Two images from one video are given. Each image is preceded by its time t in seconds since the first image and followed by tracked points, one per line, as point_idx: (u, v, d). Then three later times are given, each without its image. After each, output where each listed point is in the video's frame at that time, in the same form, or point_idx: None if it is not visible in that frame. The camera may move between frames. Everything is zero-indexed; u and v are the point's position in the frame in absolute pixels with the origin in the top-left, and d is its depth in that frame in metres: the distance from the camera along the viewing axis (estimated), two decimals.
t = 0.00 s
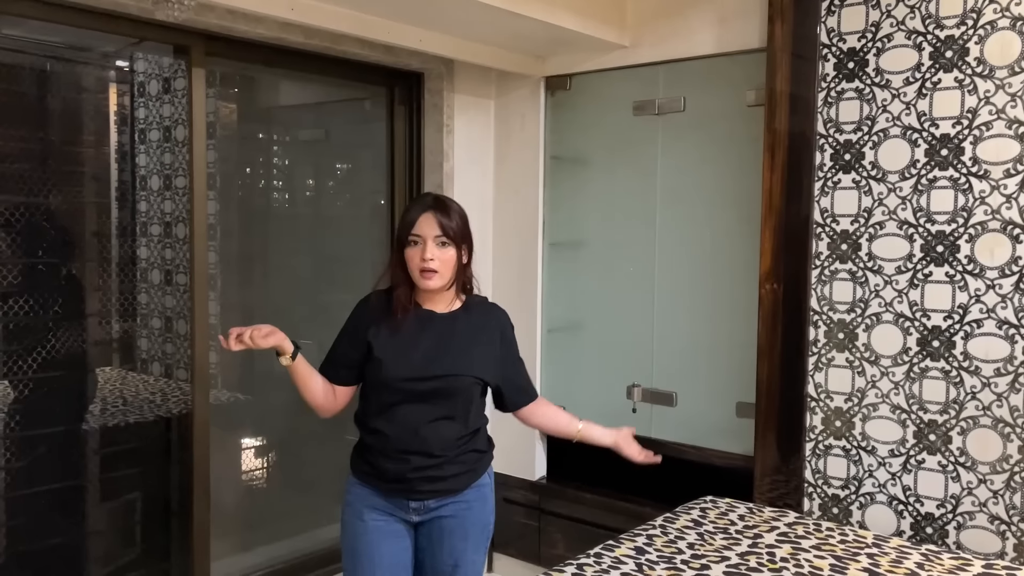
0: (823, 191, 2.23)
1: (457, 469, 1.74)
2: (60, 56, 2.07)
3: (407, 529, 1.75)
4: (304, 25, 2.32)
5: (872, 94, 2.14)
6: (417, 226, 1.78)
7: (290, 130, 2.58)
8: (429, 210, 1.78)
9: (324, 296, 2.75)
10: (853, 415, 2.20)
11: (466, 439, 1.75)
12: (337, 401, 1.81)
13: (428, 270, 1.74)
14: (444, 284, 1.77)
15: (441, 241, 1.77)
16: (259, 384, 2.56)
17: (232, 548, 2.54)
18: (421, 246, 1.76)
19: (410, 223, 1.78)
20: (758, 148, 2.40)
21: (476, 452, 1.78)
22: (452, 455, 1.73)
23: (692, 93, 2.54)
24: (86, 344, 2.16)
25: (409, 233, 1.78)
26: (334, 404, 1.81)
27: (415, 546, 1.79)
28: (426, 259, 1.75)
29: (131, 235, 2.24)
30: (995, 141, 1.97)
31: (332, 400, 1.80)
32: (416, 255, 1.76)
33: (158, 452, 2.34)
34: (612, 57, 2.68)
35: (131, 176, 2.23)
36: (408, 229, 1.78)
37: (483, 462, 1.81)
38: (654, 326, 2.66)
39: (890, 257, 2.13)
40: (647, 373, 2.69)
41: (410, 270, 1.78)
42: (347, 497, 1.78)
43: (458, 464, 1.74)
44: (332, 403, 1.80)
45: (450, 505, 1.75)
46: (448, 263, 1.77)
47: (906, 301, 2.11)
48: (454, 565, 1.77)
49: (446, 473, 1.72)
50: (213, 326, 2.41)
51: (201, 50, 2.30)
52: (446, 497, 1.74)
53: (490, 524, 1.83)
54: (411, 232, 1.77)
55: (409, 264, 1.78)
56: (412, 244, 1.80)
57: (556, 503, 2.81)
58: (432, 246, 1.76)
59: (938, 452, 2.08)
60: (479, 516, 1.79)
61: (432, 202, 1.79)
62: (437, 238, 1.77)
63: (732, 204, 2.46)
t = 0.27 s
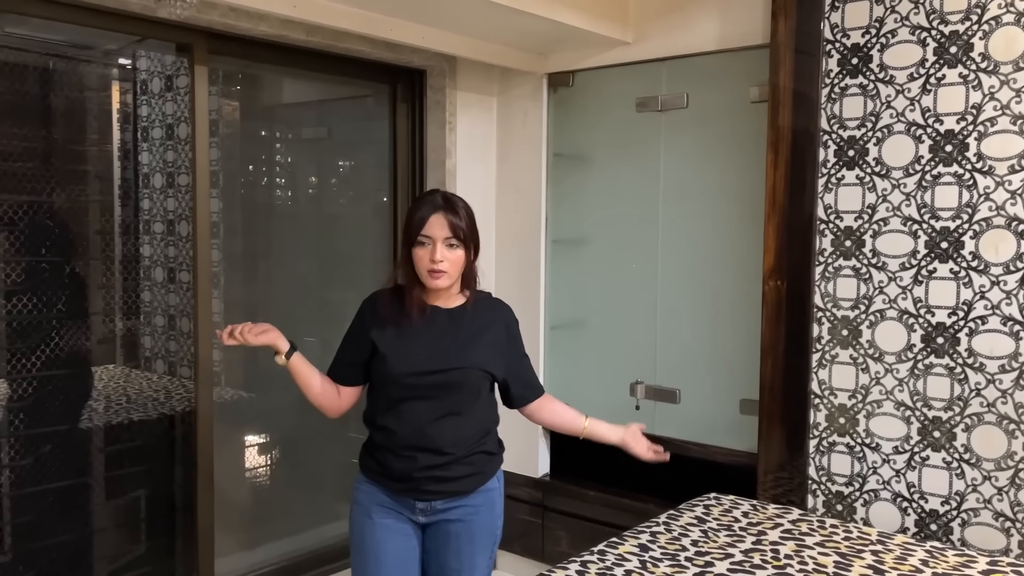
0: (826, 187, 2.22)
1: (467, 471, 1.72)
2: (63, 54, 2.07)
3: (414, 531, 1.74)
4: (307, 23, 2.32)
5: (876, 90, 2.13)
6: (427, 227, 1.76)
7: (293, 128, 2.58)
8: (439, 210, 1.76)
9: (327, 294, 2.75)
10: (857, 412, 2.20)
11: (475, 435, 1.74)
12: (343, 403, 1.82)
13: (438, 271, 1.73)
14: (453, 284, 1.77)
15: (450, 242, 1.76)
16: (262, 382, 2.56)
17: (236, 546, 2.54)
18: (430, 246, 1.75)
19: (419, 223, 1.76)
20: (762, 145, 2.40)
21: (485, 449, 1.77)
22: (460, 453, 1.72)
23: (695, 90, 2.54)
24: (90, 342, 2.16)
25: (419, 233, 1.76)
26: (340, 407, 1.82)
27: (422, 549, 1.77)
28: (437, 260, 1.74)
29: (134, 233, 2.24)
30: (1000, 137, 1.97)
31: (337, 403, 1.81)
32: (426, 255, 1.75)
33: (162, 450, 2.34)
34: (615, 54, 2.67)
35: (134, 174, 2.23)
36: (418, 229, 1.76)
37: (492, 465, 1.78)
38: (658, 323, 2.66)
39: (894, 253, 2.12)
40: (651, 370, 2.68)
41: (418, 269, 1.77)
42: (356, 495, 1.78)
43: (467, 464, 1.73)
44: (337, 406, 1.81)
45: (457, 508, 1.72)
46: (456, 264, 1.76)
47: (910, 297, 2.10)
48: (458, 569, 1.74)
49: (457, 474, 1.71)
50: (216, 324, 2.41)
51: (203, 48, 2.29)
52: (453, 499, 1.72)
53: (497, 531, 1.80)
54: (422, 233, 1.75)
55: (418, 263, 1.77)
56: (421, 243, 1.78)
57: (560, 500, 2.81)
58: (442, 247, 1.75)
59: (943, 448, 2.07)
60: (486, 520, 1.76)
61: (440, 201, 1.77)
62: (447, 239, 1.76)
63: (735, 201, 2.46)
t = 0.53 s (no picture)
0: (832, 182, 2.21)
1: (478, 472, 1.73)
2: (67, 51, 2.07)
3: (425, 536, 1.74)
4: (311, 19, 2.31)
5: (883, 84, 2.12)
6: (416, 220, 1.77)
7: (297, 125, 2.58)
8: (429, 204, 1.77)
9: (332, 290, 2.74)
10: (863, 408, 2.19)
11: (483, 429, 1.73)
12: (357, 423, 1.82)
13: (426, 262, 1.74)
14: (444, 276, 1.76)
15: (440, 233, 1.76)
16: (267, 379, 2.56)
17: (242, 542, 2.54)
18: (420, 239, 1.76)
19: (410, 217, 1.77)
20: (767, 140, 2.39)
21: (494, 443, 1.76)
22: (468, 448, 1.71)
23: (701, 85, 2.53)
24: (95, 339, 2.16)
25: (409, 226, 1.77)
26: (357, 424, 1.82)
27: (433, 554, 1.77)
28: (426, 252, 1.74)
29: (139, 230, 2.24)
30: (1008, 132, 1.95)
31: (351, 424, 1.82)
32: (416, 248, 1.76)
33: (167, 447, 2.34)
34: (620, 49, 2.66)
35: (138, 171, 2.23)
36: (408, 222, 1.77)
37: (504, 466, 1.79)
38: (663, 319, 2.65)
39: (901, 249, 2.11)
40: (656, 367, 2.68)
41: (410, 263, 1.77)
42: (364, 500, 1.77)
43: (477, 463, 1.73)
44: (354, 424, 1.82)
45: (469, 512, 1.73)
46: (446, 255, 1.76)
47: (917, 293, 2.09)
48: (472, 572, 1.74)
49: (468, 475, 1.71)
50: (220, 321, 2.41)
51: (207, 43, 2.29)
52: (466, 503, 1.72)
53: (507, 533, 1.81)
54: (411, 226, 1.77)
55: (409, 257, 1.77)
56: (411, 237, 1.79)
57: (565, 496, 2.81)
58: (431, 238, 1.75)
59: (950, 445, 2.07)
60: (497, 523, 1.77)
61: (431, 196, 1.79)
62: (436, 231, 1.76)
63: (740, 197, 2.45)
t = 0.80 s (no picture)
0: (842, 178, 2.20)
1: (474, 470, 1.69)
2: (72, 47, 2.06)
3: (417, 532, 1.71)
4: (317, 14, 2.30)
5: (893, 79, 2.11)
6: (405, 214, 1.75)
7: (302, 121, 2.57)
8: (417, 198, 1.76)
9: (338, 287, 2.74)
10: (874, 405, 2.18)
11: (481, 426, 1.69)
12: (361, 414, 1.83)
13: (414, 255, 1.71)
14: (433, 270, 1.73)
15: (428, 227, 1.74)
16: (273, 376, 2.56)
17: (248, 539, 2.54)
18: (408, 233, 1.74)
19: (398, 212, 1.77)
20: (776, 135, 2.37)
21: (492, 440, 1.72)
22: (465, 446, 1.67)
23: (709, 80, 2.51)
24: (100, 336, 2.16)
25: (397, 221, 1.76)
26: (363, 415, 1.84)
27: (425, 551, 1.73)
28: (414, 245, 1.72)
29: (144, 227, 2.23)
30: (1020, 126, 1.94)
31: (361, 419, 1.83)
32: (404, 243, 1.74)
33: (173, 444, 2.34)
34: (627, 44, 2.65)
35: (143, 168, 2.22)
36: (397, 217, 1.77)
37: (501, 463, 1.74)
38: (671, 316, 2.64)
39: (912, 245, 2.10)
40: (663, 363, 2.67)
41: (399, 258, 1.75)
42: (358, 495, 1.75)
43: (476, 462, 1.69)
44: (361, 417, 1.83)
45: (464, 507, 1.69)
46: (435, 249, 1.73)
47: (928, 289, 2.08)
48: (468, 571, 1.67)
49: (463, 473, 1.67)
50: (226, 318, 2.41)
51: (213, 40, 2.29)
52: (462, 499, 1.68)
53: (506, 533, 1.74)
54: (399, 220, 1.75)
55: (398, 253, 1.75)
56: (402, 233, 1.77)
57: (571, 493, 2.80)
58: (419, 232, 1.73)
59: (961, 442, 2.05)
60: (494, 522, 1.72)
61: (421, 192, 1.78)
62: (425, 225, 1.74)
63: (749, 192, 2.44)
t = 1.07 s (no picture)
0: (854, 173, 2.18)
1: (450, 478, 1.66)
2: (79, 43, 2.05)
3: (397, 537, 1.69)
4: (325, 9, 2.29)
5: (905, 74, 2.09)
6: (385, 214, 1.72)
7: (310, 117, 2.56)
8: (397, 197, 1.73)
9: (345, 284, 2.73)
10: (885, 402, 2.17)
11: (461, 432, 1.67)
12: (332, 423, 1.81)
13: (399, 257, 1.69)
14: (419, 271, 1.71)
15: (412, 227, 1.72)
16: (281, 373, 2.55)
17: (256, 536, 2.54)
18: (392, 234, 1.71)
19: (377, 213, 1.73)
20: (787, 131, 2.36)
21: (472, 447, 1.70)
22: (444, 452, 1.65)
23: (718, 76, 2.50)
24: (108, 332, 2.15)
25: (378, 222, 1.73)
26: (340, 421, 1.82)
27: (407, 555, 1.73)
28: (398, 247, 1.69)
29: (151, 223, 2.22)
30: None
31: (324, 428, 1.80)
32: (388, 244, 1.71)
33: (181, 440, 2.34)
34: (636, 39, 2.63)
35: (150, 164, 2.21)
36: (376, 218, 1.73)
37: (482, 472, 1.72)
38: (680, 312, 2.63)
39: (924, 241, 2.08)
40: (672, 360, 2.66)
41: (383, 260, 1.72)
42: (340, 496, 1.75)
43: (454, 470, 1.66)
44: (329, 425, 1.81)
45: (440, 516, 1.66)
46: (420, 249, 1.71)
47: (940, 285, 2.07)
48: None
49: (439, 481, 1.65)
50: (234, 315, 2.40)
51: (221, 35, 2.28)
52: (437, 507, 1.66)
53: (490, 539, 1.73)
54: (380, 221, 1.72)
55: (382, 254, 1.73)
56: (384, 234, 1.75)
57: (579, 491, 2.80)
58: (403, 233, 1.71)
59: (973, 439, 2.04)
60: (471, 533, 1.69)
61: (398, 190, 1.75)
62: (408, 225, 1.72)
63: (759, 188, 2.43)
